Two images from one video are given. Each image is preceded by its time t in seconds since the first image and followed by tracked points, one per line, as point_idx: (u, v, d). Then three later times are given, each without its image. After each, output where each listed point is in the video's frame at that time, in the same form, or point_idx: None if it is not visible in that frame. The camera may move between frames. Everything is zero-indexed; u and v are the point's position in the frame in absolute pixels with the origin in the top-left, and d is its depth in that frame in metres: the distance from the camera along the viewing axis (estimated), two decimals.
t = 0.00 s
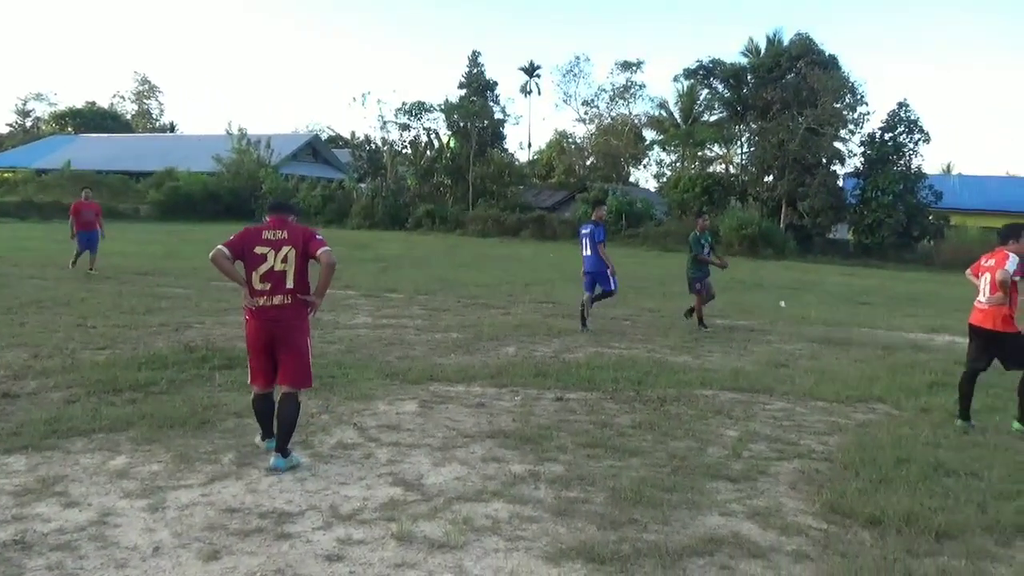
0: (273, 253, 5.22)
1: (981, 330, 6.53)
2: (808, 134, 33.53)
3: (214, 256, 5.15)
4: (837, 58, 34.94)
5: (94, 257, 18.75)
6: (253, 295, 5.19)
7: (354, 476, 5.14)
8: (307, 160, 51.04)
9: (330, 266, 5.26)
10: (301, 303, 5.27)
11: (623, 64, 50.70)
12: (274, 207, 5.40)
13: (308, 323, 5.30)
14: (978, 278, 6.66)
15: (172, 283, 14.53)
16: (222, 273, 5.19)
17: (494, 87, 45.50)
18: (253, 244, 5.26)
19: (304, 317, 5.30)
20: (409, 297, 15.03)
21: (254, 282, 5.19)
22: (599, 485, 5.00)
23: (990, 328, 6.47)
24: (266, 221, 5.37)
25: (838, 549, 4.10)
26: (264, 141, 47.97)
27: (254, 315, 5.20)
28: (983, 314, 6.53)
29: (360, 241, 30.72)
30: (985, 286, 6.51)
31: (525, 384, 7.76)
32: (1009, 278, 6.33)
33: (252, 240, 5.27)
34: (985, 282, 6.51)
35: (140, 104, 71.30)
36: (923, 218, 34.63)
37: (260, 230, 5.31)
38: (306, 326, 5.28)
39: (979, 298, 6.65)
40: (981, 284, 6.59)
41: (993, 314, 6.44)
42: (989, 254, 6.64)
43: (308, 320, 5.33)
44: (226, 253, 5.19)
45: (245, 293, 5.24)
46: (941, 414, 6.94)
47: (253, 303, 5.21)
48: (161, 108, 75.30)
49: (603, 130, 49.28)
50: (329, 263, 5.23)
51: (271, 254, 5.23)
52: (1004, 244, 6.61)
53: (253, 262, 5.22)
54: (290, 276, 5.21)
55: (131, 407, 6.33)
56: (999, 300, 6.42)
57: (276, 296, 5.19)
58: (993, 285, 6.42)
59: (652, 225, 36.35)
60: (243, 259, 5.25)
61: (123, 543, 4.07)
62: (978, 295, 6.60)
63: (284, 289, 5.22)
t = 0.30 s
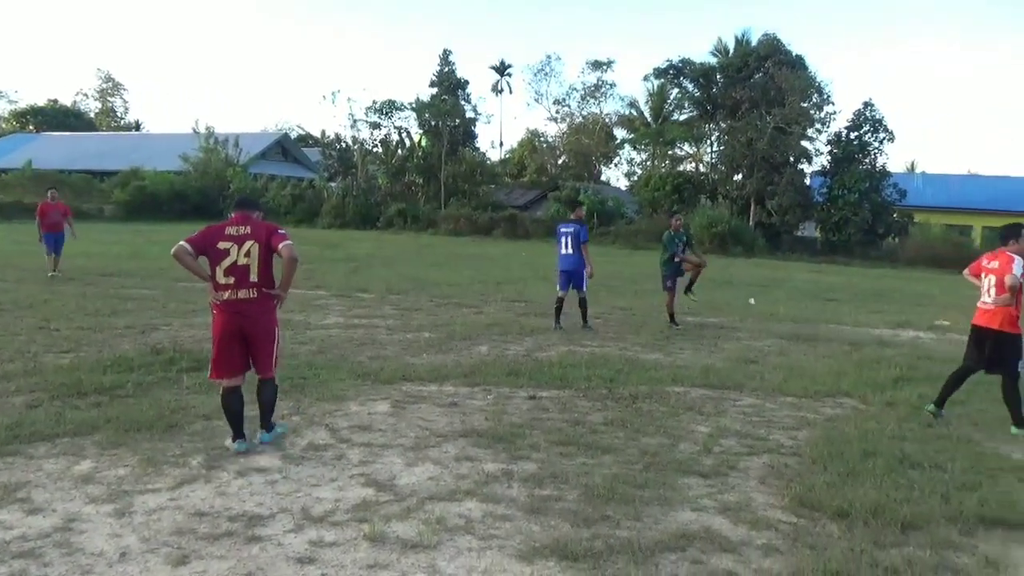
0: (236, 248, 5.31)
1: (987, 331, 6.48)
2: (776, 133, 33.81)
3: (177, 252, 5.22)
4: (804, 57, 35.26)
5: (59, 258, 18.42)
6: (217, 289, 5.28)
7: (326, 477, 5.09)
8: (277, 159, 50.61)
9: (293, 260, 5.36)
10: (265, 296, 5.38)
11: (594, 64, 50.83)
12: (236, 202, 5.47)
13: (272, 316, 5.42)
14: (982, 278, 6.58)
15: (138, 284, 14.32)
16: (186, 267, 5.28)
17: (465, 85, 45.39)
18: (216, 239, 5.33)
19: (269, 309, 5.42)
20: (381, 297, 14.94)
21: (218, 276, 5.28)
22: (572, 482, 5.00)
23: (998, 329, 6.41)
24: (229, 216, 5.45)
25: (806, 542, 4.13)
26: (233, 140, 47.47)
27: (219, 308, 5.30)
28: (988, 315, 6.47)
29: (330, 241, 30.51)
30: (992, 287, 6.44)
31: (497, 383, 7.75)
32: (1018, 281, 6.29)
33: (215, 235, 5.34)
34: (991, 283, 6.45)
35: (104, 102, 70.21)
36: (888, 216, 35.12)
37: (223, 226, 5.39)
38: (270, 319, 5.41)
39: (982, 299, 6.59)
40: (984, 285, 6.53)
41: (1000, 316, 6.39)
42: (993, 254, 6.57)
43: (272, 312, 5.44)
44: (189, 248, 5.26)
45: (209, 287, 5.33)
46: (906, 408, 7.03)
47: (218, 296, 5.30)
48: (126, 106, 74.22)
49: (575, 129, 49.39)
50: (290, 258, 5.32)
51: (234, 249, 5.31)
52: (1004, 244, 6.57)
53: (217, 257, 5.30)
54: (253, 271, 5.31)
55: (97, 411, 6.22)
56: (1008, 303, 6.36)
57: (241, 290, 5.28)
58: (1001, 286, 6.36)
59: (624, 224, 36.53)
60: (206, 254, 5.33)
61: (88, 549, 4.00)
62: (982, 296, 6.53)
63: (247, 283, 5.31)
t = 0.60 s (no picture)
0: (214, 252, 5.30)
1: (989, 328, 6.53)
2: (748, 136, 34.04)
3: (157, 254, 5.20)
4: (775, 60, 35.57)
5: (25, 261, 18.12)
6: (195, 291, 5.26)
7: (299, 482, 5.04)
8: (249, 161, 50.23)
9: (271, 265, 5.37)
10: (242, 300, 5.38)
11: (568, 66, 51.01)
12: (214, 205, 5.46)
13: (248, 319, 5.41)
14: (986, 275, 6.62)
15: (107, 288, 14.12)
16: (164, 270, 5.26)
17: (439, 87, 45.33)
18: (194, 243, 5.32)
19: (246, 312, 5.40)
20: (355, 300, 14.87)
21: (195, 279, 5.26)
22: (548, 483, 4.99)
23: (999, 328, 6.46)
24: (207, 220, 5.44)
25: (780, 539, 4.15)
26: (204, 141, 47.03)
27: (196, 310, 5.27)
28: (989, 313, 6.53)
29: (304, 243, 30.31)
30: (994, 284, 6.46)
31: (472, 385, 7.73)
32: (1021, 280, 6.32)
33: (194, 239, 5.33)
34: (994, 280, 6.48)
35: (71, 103, 69.28)
36: (857, 217, 35.55)
37: (201, 230, 5.38)
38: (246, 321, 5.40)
39: (985, 296, 6.64)
40: (987, 282, 6.57)
41: (1000, 313, 6.44)
42: (1000, 252, 6.61)
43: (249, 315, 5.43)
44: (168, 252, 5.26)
45: (186, 289, 5.30)
46: (876, 406, 7.11)
47: (195, 299, 5.27)
48: (93, 107, 73.27)
49: (549, 131, 49.52)
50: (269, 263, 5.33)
51: (212, 253, 5.30)
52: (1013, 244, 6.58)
53: (196, 260, 5.29)
54: (230, 275, 5.30)
55: (64, 417, 6.12)
56: (1008, 302, 6.40)
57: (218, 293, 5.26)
58: (1003, 284, 6.39)
59: (599, 226, 36.70)
60: (184, 257, 5.32)
61: (54, 558, 3.92)
62: (985, 293, 6.57)
63: (225, 287, 5.31)
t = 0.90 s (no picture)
0: (200, 254, 5.64)
1: (982, 331, 6.65)
2: (725, 139, 34.24)
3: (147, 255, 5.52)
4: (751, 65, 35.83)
5: None
6: (182, 291, 5.60)
7: (275, 488, 5.00)
8: (226, 164, 49.87)
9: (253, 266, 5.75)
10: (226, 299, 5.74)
11: (546, 70, 51.10)
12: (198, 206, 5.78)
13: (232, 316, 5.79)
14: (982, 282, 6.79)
15: (81, 293, 13.95)
16: (151, 270, 5.58)
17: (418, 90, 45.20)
18: (180, 245, 5.65)
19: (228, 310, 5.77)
20: (333, 304, 14.80)
21: (182, 279, 5.60)
22: (525, 486, 4.99)
23: (990, 330, 6.59)
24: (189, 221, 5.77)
25: (755, 539, 4.18)
26: (180, 144, 46.64)
27: (183, 308, 5.61)
28: (984, 316, 6.65)
29: (281, 247, 30.13)
30: (988, 289, 6.64)
31: (451, 388, 7.71)
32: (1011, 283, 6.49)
33: (180, 240, 5.65)
34: (989, 285, 6.64)
35: (43, 105, 68.38)
36: (833, 219, 35.89)
37: (186, 232, 5.69)
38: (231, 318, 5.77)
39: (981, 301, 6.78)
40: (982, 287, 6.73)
41: (993, 316, 6.57)
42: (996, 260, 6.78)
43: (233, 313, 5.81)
44: (156, 252, 5.57)
45: (170, 288, 5.64)
46: (850, 406, 7.18)
47: (178, 298, 5.62)
48: (67, 109, 72.39)
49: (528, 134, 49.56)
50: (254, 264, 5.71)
51: (198, 255, 5.64)
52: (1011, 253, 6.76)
53: (182, 261, 5.62)
54: (216, 275, 5.66)
55: (35, 424, 6.04)
56: (1000, 304, 6.55)
57: (203, 293, 5.62)
58: (996, 288, 6.56)
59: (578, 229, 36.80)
60: (170, 258, 5.64)
61: (25, 568, 3.86)
62: (980, 298, 6.73)
63: (210, 286, 5.66)
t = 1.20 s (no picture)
0: (160, 260, 5.59)
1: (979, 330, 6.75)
2: (696, 141, 34.45)
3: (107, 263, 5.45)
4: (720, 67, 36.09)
5: None
6: (145, 297, 5.55)
7: (243, 493, 4.95)
8: (193, 166, 49.32)
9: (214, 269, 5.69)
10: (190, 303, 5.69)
11: (518, 72, 51.14)
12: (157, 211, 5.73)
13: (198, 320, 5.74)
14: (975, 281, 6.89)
15: (44, 298, 13.70)
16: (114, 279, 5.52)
17: (389, 92, 45.05)
18: (140, 252, 5.60)
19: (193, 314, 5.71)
20: (304, 307, 14.70)
21: (145, 286, 5.55)
22: (497, 488, 4.98)
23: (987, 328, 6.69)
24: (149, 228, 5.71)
25: (724, 537, 4.20)
26: (146, 146, 46.05)
27: (147, 315, 5.56)
28: (981, 316, 6.75)
29: (251, 250, 29.88)
30: (981, 288, 6.75)
31: (422, 391, 7.68)
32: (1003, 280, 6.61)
33: (140, 248, 5.60)
34: (982, 284, 6.75)
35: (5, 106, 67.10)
36: (801, 220, 36.27)
37: (145, 238, 5.64)
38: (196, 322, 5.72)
39: (974, 300, 6.88)
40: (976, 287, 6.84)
41: (989, 314, 6.68)
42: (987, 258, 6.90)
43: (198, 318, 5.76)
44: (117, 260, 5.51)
45: (134, 295, 5.60)
46: (819, 404, 7.25)
47: (143, 304, 5.58)
48: (29, 109, 71.12)
49: (500, 136, 49.55)
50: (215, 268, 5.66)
51: (159, 260, 5.59)
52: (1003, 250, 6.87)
53: (144, 267, 5.57)
54: (179, 280, 5.62)
55: None
56: (993, 302, 6.66)
57: (166, 298, 5.57)
58: (988, 287, 6.67)
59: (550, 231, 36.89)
60: (131, 265, 5.59)
61: None
62: (974, 298, 6.83)
63: (173, 291, 5.61)
